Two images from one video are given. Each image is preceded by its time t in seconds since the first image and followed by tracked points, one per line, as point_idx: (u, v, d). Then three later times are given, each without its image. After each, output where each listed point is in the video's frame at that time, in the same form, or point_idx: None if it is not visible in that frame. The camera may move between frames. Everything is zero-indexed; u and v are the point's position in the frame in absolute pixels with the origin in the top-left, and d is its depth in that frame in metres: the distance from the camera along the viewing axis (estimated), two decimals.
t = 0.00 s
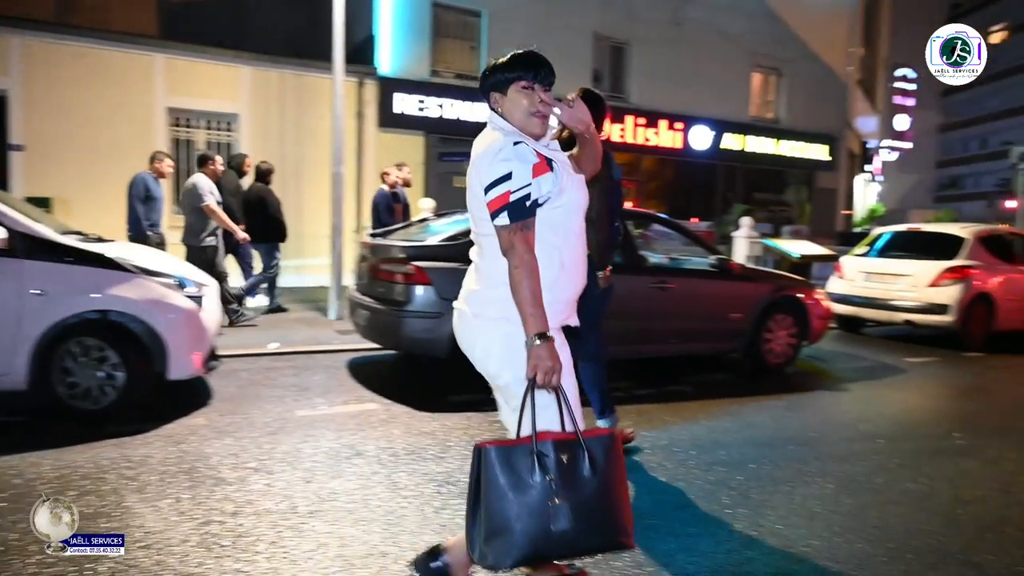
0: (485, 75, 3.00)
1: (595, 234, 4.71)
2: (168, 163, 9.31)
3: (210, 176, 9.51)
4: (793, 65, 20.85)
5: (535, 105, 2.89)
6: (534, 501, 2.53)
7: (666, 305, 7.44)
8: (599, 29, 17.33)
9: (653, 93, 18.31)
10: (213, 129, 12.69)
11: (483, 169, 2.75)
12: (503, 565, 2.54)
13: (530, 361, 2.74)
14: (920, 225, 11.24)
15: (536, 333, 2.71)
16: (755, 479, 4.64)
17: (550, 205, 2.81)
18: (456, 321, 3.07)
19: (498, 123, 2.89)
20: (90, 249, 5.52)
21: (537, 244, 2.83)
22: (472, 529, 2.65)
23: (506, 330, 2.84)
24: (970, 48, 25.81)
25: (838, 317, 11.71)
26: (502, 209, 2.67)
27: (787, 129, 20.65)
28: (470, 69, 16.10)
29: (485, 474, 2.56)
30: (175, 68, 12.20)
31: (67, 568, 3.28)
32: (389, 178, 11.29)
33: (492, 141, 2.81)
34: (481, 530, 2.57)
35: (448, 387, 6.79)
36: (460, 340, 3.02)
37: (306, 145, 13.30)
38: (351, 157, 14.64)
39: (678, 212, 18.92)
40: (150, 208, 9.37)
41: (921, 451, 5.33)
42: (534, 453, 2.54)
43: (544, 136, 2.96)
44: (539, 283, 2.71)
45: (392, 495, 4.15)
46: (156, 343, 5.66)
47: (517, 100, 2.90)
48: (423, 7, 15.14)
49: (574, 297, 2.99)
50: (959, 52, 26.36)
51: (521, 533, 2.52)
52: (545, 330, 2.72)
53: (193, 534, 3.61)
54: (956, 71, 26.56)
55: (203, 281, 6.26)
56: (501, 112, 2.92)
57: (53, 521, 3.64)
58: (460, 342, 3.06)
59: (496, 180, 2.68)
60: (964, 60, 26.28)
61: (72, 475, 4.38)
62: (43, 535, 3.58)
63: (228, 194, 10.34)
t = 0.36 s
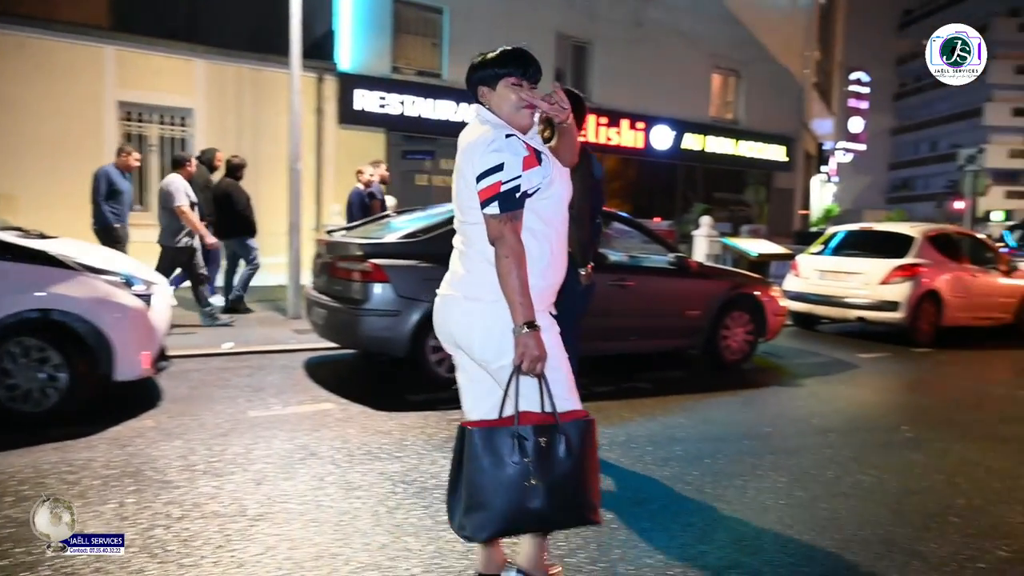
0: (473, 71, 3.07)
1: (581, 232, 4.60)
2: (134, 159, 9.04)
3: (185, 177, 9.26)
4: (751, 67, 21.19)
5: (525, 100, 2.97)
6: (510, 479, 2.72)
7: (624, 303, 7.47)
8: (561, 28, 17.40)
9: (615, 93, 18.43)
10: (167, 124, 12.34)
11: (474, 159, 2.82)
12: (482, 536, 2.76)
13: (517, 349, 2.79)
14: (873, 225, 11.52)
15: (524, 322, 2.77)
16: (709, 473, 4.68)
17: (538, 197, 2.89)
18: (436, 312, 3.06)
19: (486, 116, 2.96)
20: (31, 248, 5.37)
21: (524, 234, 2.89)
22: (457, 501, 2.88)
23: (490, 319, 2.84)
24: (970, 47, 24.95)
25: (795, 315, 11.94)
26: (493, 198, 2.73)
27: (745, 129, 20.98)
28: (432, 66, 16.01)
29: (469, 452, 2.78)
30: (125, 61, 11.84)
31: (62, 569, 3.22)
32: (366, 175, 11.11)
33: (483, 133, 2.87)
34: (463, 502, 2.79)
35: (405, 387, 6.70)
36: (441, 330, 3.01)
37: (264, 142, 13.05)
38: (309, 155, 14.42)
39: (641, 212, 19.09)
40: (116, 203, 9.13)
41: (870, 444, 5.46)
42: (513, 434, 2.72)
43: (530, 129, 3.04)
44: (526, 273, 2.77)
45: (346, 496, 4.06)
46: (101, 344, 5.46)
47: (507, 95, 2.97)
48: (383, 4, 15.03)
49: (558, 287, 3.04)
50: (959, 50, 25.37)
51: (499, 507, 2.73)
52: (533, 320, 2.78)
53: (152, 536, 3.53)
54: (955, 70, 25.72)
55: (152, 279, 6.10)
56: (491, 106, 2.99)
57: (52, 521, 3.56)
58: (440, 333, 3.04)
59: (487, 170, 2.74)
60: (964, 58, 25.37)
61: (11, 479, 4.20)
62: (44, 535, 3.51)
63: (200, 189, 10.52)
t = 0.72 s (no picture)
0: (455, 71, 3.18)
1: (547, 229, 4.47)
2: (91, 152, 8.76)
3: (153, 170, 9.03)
4: (703, 67, 21.52)
5: (509, 102, 3.16)
6: (483, 461, 2.78)
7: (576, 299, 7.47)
8: (516, 25, 17.43)
9: (571, 91, 18.52)
10: (107, 118, 11.89)
11: (472, 157, 2.94)
12: (443, 508, 2.82)
13: (513, 342, 2.97)
14: (821, 222, 11.80)
15: (521, 318, 2.96)
16: (658, 467, 4.69)
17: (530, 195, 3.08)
18: (422, 301, 3.17)
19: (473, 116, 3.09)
20: None
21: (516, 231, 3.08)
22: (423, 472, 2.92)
23: (486, 312, 3.00)
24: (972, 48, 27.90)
25: (745, 310, 12.16)
26: (494, 195, 2.88)
27: (698, 129, 21.28)
28: (385, 62, 15.87)
29: (446, 427, 2.83)
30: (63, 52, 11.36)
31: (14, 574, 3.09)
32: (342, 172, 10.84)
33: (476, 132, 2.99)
34: (432, 474, 2.84)
35: (355, 386, 6.55)
36: (430, 319, 3.12)
37: (211, 137, 12.68)
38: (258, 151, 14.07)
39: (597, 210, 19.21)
40: (77, 203, 8.77)
41: (817, 435, 5.56)
42: (492, 419, 2.79)
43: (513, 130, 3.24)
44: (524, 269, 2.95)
45: (291, 497, 3.94)
46: (28, 345, 5.18)
47: (493, 96, 3.14)
48: None
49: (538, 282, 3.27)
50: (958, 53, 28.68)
51: (465, 484, 2.79)
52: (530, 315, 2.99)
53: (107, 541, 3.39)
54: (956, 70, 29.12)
55: (86, 278, 5.85)
56: (476, 107, 3.15)
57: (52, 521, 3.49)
58: (424, 322, 3.16)
59: (490, 168, 2.88)
60: (965, 58, 28.63)
61: None
62: (43, 535, 3.43)
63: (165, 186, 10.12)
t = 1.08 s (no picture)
0: (448, 74, 3.20)
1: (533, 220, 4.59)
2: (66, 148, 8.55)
3: (134, 167, 8.74)
4: (673, 67, 21.67)
5: (506, 105, 3.23)
6: (486, 452, 2.82)
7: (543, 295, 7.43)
8: (486, 23, 17.40)
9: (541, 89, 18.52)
10: (65, 113, 11.58)
11: (478, 164, 2.99)
12: (439, 495, 2.81)
13: (524, 343, 3.04)
14: (787, 220, 11.92)
15: (533, 321, 3.02)
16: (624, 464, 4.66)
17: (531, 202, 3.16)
18: (424, 306, 3.17)
19: (471, 121, 3.14)
20: None
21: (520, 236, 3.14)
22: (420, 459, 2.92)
23: (495, 315, 3.04)
24: (970, 48, 27.86)
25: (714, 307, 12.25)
26: (504, 203, 2.93)
27: (668, 127, 21.40)
28: (353, 58, 15.70)
29: (454, 416, 2.87)
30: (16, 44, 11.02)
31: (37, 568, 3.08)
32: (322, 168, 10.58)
33: (478, 139, 3.04)
34: (431, 458, 2.85)
35: (318, 386, 6.38)
36: (434, 323, 3.12)
37: (171, 132, 12.38)
38: (222, 147, 13.81)
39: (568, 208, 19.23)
40: (53, 201, 8.63)
41: (780, 429, 5.60)
42: (501, 412, 2.84)
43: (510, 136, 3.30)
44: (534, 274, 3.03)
45: (247, 499, 3.83)
46: None
47: (490, 100, 3.19)
48: None
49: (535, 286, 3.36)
50: (958, 52, 28.61)
51: (465, 473, 2.80)
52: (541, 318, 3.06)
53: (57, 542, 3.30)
54: (955, 70, 28.70)
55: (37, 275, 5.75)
56: (473, 111, 3.18)
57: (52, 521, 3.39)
58: (428, 326, 3.15)
59: (500, 176, 2.94)
60: (963, 58, 28.58)
61: None
62: (44, 535, 3.35)
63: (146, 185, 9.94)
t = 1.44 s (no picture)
0: (458, 69, 3.32)
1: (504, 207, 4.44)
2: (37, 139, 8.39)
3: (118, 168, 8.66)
4: (641, 65, 21.73)
5: (512, 102, 3.38)
6: (519, 445, 3.05)
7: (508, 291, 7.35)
8: (454, 19, 17.29)
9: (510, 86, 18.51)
10: (16, 106, 11.19)
11: (487, 162, 3.10)
12: (485, 495, 3.04)
13: (528, 335, 3.19)
14: (752, 217, 12.01)
15: (536, 315, 3.17)
16: (585, 461, 4.60)
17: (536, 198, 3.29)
18: (436, 297, 3.30)
19: (480, 117, 3.26)
20: None
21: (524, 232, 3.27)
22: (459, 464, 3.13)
23: (503, 308, 3.17)
24: (970, 48, 27.87)
25: (681, 304, 12.32)
26: (511, 202, 3.06)
27: (636, 125, 21.46)
28: (318, 52, 15.45)
29: (482, 418, 3.07)
30: None
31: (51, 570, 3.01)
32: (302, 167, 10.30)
33: (487, 136, 3.16)
34: (472, 464, 3.06)
35: (275, 385, 6.22)
36: (447, 315, 3.26)
37: (128, 127, 12.03)
38: (182, 142, 13.50)
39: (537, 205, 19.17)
40: (20, 194, 8.39)
41: (743, 425, 5.61)
42: (525, 404, 3.06)
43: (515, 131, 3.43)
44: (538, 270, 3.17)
45: (195, 503, 3.68)
46: None
47: (496, 96, 3.32)
48: None
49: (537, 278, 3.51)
50: (959, 52, 28.82)
51: (503, 470, 3.03)
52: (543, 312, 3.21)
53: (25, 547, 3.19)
54: (955, 71, 28.29)
55: None
56: (482, 108, 3.31)
57: (55, 524, 3.22)
58: (442, 318, 3.29)
59: (507, 176, 3.07)
60: (963, 59, 28.44)
61: None
62: (46, 535, 3.22)
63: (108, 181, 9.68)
